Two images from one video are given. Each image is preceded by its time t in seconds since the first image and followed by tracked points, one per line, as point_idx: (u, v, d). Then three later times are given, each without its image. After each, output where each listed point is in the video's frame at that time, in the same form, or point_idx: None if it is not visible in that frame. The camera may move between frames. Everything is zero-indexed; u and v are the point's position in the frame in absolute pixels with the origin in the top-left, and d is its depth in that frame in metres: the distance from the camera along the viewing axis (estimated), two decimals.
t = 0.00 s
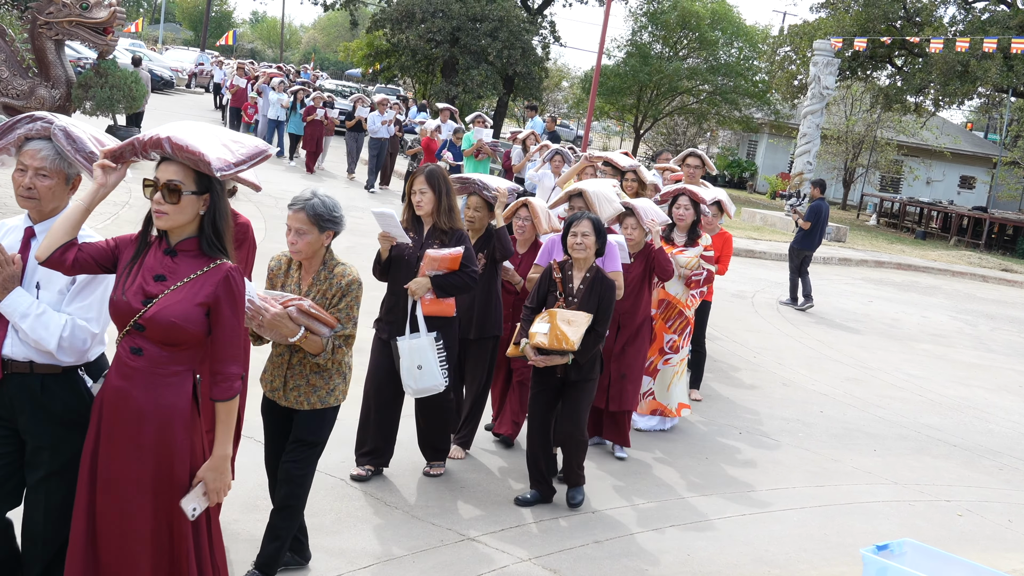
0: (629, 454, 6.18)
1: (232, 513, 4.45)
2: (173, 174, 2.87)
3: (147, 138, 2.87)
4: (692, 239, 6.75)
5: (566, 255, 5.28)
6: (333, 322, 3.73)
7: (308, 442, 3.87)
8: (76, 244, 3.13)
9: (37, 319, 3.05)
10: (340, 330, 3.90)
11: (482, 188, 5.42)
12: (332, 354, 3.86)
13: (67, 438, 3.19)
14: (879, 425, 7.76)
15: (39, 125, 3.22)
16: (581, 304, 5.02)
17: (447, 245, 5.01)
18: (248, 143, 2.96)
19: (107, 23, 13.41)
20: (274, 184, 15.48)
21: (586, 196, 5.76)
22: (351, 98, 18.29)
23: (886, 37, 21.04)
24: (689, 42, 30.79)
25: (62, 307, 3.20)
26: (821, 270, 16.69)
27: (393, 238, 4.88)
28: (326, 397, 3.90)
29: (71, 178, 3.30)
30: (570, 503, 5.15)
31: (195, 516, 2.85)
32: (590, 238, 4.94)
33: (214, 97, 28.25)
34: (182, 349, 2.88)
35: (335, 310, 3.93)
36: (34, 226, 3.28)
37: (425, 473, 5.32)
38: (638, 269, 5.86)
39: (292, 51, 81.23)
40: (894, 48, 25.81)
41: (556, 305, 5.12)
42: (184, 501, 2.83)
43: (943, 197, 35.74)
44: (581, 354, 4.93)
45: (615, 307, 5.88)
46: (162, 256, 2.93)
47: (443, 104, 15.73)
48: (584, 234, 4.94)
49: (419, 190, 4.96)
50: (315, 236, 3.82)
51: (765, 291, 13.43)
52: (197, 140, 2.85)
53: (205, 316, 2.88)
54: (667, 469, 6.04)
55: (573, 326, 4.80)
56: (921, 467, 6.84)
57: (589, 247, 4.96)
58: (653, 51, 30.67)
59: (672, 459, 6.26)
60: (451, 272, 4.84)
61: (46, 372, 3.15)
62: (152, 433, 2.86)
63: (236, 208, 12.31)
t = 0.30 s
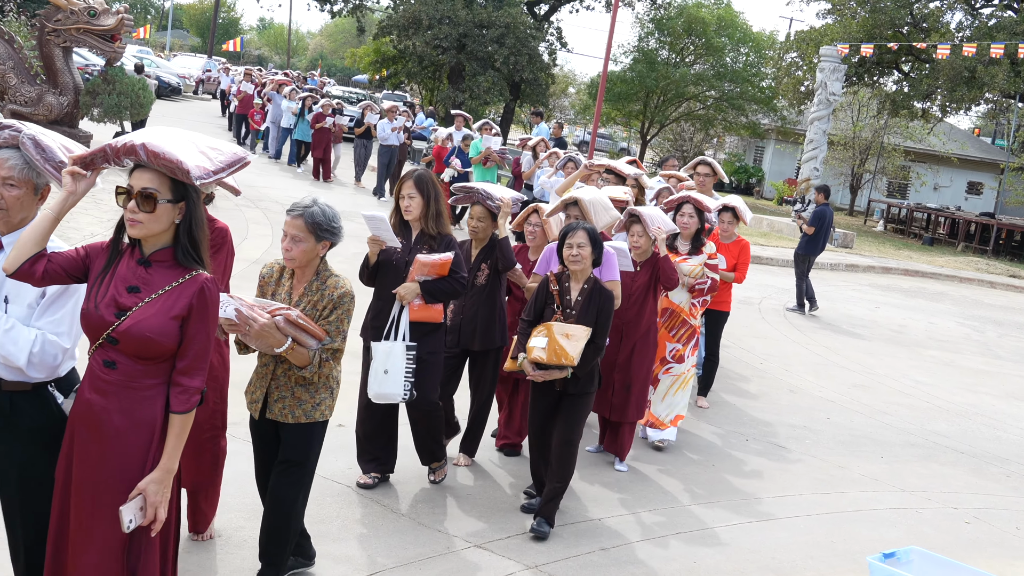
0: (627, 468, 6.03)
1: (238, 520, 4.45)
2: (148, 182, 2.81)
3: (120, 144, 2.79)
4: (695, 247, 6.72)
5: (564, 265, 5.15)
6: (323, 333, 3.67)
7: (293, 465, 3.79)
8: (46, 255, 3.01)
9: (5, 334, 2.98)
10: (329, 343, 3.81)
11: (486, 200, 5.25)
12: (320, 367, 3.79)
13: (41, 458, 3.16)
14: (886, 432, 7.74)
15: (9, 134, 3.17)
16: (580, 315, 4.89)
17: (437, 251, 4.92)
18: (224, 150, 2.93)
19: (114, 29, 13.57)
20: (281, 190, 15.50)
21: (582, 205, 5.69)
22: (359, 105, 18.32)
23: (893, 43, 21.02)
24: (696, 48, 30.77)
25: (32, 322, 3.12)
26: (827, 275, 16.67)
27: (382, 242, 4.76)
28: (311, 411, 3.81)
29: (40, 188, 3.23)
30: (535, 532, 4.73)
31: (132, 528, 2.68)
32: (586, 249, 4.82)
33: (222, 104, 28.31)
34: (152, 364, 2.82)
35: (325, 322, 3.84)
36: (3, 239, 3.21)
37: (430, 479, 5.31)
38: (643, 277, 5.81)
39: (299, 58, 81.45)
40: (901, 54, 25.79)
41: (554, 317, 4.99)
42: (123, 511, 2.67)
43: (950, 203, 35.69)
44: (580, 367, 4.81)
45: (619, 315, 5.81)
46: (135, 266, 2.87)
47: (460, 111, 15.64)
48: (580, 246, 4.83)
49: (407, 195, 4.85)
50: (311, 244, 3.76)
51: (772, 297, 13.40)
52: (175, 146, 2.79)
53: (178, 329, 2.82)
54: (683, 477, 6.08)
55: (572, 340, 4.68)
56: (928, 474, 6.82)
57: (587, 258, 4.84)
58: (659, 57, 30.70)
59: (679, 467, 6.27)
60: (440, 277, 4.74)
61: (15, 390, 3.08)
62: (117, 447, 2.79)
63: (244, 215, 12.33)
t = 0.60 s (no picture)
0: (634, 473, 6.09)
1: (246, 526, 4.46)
2: (123, 192, 2.75)
3: (95, 152, 2.75)
4: (703, 253, 6.61)
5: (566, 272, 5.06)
6: (315, 343, 3.55)
7: (294, 479, 3.70)
8: (19, 264, 2.96)
9: None
10: (321, 353, 3.63)
11: (478, 206, 5.29)
12: (314, 377, 3.62)
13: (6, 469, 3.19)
14: (894, 438, 7.72)
15: None
16: (581, 320, 4.77)
17: (435, 259, 4.89)
18: (203, 160, 2.88)
19: (122, 36, 13.51)
20: (287, 196, 15.53)
21: (585, 210, 5.61)
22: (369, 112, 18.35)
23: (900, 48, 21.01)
24: (702, 53, 30.77)
25: None
26: (835, 280, 16.66)
27: (379, 249, 4.76)
28: (307, 423, 3.68)
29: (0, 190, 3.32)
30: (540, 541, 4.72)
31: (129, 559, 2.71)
32: (588, 254, 4.74)
33: (229, 110, 28.40)
34: (127, 380, 2.77)
35: (318, 331, 3.65)
36: None
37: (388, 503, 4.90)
38: (652, 284, 5.78)
39: (306, 63, 81.63)
40: (908, 58, 25.76)
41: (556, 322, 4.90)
42: (116, 543, 2.69)
43: (958, 207, 35.62)
44: (577, 374, 4.67)
45: (625, 320, 5.80)
46: (109, 279, 2.81)
47: (472, 118, 15.63)
48: (584, 251, 4.76)
49: (406, 202, 4.84)
50: (300, 251, 3.59)
51: (779, 302, 13.39)
52: (152, 157, 2.75)
53: (152, 346, 2.76)
54: (690, 483, 6.08)
55: (568, 343, 4.52)
56: (936, 480, 6.81)
57: (588, 264, 4.76)
58: (666, 62, 30.72)
59: (686, 474, 6.27)
60: (438, 286, 4.72)
61: None
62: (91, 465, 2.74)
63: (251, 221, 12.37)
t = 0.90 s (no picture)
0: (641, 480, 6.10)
1: (252, 533, 4.47)
2: (96, 198, 2.63)
3: (71, 155, 2.66)
4: (707, 260, 6.52)
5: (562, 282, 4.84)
6: (297, 356, 3.37)
7: (286, 495, 3.51)
8: None
9: None
10: (302, 366, 3.41)
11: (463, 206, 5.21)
12: (295, 391, 3.41)
13: None
14: (900, 443, 7.71)
15: None
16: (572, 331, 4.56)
17: (435, 270, 4.83)
18: (177, 162, 2.70)
19: (129, 43, 13.51)
20: (293, 203, 15.57)
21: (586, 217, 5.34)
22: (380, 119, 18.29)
23: (906, 52, 20.99)
24: (707, 58, 30.77)
25: None
26: (840, 285, 16.65)
27: (379, 258, 4.76)
28: (291, 437, 3.47)
29: None
30: (545, 548, 4.72)
31: None
32: (575, 263, 4.51)
33: (235, 116, 28.47)
34: (102, 394, 2.63)
35: (298, 345, 3.43)
36: None
37: (372, 518, 4.74)
38: (647, 291, 5.72)
39: (312, 69, 81.76)
40: (913, 63, 25.72)
41: (547, 332, 4.68)
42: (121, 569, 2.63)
43: (965, 212, 35.58)
44: (572, 386, 4.52)
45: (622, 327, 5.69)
46: (84, 288, 2.68)
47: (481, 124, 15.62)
48: (571, 258, 4.53)
49: (409, 211, 4.75)
50: (279, 263, 3.38)
51: (785, 307, 13.38)
52: (123, 159, 2.62)
53: (127, 358, 2.63)
54: (696, 489, 6.07)
55: (560, 355, 4.38)
56: (943, 485, 6.79)
57: (575, 273, 4.52)
58: (671, 68, 30.74)
59: (693, 480, 6.27)
60: (437, 298, 4.67)
61: None
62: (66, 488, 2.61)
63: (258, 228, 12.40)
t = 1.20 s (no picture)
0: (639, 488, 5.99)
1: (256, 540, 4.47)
2: (72, 210, 2.59)
3: (47, 166, 2.61)
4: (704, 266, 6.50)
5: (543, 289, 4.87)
6: (262, 358, 3.30)
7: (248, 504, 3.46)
8: None
9: None
10: (268, 368, 3.34)
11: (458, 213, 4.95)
12: (262, 395, 3.35)
13: None
14: (906, 449, 7.69)
15: None
16: (553, 335, 4.57)
17: (439, 279, 4.78)
18: (158, 171, 2.66)
19: (134, 51, 13.50)
20: (298, 210, 15.59)
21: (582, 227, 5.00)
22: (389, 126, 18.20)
23: (910, 58, 20.99)
24: (711, 64, 30.77)
25: None
26: (846, 290, 16.64)
27: (382, 265, 4.73)
28: (254, 445, 3.42)
29: None
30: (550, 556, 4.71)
31: None
32: (548, 267, 4.53)
33: (240, 124, 28.52)
34: (78, 415, 2.57)
35: (266, 347, 3.36)
36: None
37: (378, 526, 4.75)
38: (637, 295, 5.62)
39: (316, 77, 81.95)
40: (918, 68, 25.73)
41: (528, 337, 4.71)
42: None
43: (970, 217, 35.54)
44: (552, 394, 4.51)
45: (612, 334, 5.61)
46: (63, 305, 2.64)
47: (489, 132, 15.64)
48: (545, 262, 4.55)
49: (417, 219, 4.76)
50: (245, 265, 3.32)
51: (790, 313, 13.38)
52: (100, 169, 2.58)
53: (104, 377, 2.57)
54: (702, 496, 6.07)
55: (541, 361, 4.39)
56: (950, 491, 6.78)
57: (550, 278, 4.54)
58: (675, 74, 30.77)
59: (700, 487, 6.26)
60: (440, 307, 4.64)
61: None
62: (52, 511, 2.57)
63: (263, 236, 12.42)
